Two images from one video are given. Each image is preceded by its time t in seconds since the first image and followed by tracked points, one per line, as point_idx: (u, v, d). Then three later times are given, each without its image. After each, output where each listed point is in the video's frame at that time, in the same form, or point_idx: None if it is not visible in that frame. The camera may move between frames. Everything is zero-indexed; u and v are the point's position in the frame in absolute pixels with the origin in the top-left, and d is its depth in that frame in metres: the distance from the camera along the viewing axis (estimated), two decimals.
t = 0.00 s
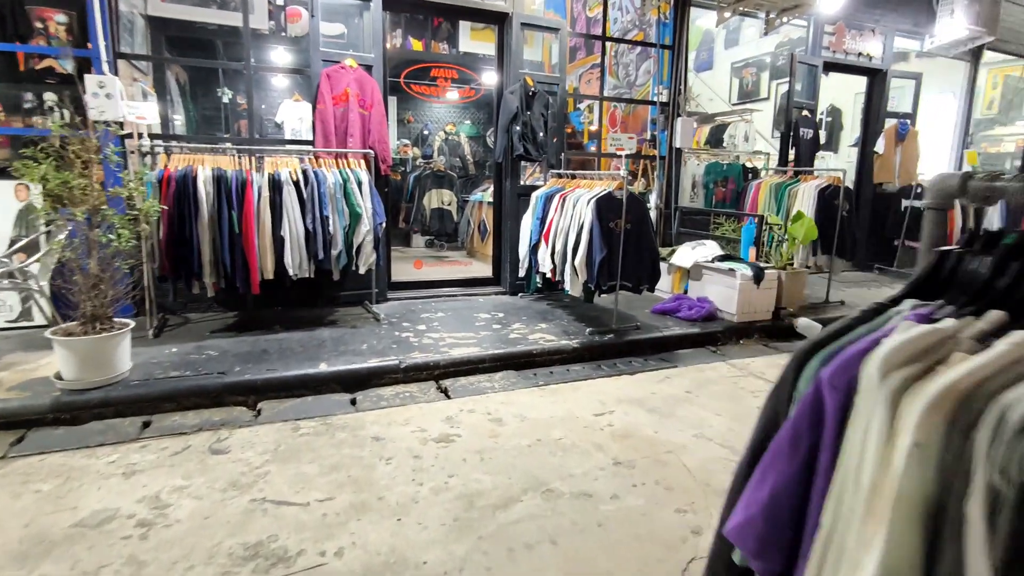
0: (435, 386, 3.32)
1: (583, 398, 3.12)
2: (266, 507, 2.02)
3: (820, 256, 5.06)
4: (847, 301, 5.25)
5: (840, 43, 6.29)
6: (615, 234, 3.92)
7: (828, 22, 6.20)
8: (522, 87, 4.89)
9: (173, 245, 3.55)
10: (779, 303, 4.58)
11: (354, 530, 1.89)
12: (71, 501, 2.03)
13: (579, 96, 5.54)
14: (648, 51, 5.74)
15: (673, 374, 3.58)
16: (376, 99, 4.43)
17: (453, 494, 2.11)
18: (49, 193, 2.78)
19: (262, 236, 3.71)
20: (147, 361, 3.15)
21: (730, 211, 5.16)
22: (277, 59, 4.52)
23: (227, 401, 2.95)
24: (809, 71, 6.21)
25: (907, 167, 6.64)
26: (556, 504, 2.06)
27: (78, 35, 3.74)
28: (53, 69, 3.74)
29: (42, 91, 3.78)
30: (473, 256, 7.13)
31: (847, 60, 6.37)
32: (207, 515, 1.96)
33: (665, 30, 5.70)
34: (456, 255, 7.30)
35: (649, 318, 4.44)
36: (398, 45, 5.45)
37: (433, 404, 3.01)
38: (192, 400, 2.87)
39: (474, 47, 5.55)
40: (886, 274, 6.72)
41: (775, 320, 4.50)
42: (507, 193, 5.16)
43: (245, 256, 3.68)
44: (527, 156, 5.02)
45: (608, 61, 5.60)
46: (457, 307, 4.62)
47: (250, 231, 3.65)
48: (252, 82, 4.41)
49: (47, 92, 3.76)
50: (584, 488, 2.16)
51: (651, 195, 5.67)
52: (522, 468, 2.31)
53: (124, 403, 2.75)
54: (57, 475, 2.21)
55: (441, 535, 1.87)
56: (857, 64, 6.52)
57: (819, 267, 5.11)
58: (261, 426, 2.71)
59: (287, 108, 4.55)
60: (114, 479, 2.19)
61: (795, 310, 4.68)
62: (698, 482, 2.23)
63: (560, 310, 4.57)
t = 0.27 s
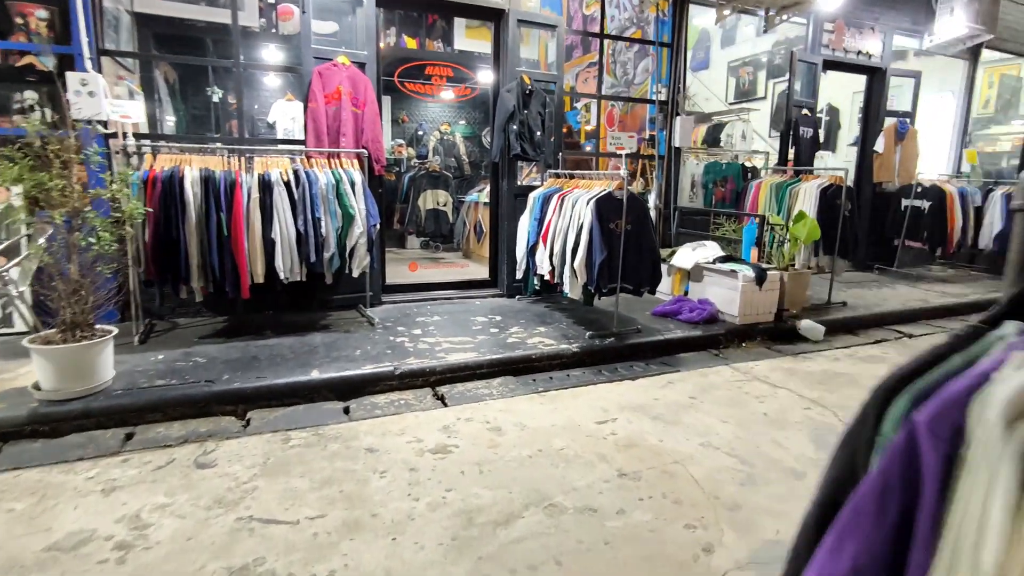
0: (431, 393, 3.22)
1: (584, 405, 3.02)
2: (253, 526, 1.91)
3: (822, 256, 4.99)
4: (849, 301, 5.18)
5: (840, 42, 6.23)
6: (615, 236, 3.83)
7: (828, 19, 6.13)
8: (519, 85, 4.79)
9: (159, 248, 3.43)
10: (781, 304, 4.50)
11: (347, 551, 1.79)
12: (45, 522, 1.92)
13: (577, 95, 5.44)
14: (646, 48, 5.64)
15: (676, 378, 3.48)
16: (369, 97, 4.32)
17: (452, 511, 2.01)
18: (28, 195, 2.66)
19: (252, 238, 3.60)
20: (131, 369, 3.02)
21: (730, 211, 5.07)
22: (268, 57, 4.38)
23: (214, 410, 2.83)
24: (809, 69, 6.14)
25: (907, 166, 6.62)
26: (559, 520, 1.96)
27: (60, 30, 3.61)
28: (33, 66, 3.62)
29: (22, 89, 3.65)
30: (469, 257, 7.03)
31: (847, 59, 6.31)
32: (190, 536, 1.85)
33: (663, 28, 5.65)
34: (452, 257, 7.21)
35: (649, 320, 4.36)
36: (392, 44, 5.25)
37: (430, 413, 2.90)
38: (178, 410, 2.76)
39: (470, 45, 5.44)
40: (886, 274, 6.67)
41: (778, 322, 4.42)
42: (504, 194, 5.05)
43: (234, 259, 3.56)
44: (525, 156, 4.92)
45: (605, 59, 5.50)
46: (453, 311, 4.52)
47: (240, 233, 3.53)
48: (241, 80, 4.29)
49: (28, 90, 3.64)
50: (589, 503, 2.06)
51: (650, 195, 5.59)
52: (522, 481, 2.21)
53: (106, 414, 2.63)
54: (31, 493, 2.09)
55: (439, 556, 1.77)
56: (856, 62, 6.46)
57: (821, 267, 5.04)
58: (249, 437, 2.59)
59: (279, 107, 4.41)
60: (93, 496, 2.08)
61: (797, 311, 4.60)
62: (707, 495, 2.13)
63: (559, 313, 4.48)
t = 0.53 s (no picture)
0: (421, 404, 3.08)
1: (581, 415, 2.90)
2: (227, 556, 1.76)
3: (818, 257, 4.91)
4: (845, 303, 5.11)
5: (832, 40, 6.16)
6: (610, 239, 3.72)
7: (820, 18, 6.07)
8: (509, 84, 4.65)
9: (133, 254, 3.27)
10: (778, 307, 4.41)
11: None
12: None
13: (567, 94, 5.32)
14: (638, 47, 5.54)
15: (674, 386, 3.37)
16: (355, 96, 4.17)
17: (442, 536, 1.87)
18: None
19: (232, 244, 3.44)
20: (101, 383, 2.86)
21: (725, 212, 4.97)
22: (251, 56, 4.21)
23: (190, 426, 2.67)
24: (801, 68, 6.09)
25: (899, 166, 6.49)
26: (558, 545, 1.83)
27: (27, 27, 3.49)
28: None
29: None
30: (459, 260, 6.88)
31: (839, 58, 6.26)
32: (157, 570, 1.70)
33: (654, 26, 5.56)
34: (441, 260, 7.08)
35: (644, 325, 4.24)
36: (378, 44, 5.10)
37: (419, 426, 2.76)
38: (150, 427, 2.60)
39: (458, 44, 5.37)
40: (879, 275, 6.62)
41: (775, 325, 4.33)
42: (494, 195, 4.91)
43: (213, 265, 3.40)
44: (515, 156, 4.78)
45: (596, 58, 5.39)
46: (443, 317, 4.38)
47: (218, 239, 3.37)
48: (220, 79, 4.12)
49: None
50: (589, 524, 1.94)
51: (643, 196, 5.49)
52: (518, 501, 2.08)
53: (72, 432, 2.46)
54: None
55: None
56: (849, 62, 6.41)
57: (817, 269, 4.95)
58: (226, 456, 2.44)
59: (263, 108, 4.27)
60: (53, 525, 1.92)
61: (794, 314, 4.52)
62: (713, 512, 2.02)
63: (552, 319, 4.35)
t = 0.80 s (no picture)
0: (406, 415, 2.94)
1: (573, 425, 2.78)
2: None
3: (810, 258, 4.85)
4: (837, 304, 5.06)
5: (821, 40, 6.13)
6: (601, 241, 3.61)
7: (809, 17, 6.03)
8: (496, 82, 4.53)
9: (101, 259, 3.09)
10: (772, 309, 4.34)
11: None
12: None
13: (555, 93, 5.21)
14: (626, 46, 5.46)
15: (668, 392, 3.27)
16: (336, 95, 4.03)
17: (428, 562, 1.74)
18: None
19: (206, 248, 3.28)
20: (64, 397, 2.69)
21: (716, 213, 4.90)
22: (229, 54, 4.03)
23: (160, 443, 2.52)
24: (790, 68, 6.05)
25: (887, 166, 6.49)
26: (552, 570, 1.71)
27: None
28: None
29: None
30: (446, 263, 6.75)
31: (827, 57, 6.22)
32: None
33: (643, 24, 5.48)
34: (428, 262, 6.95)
35: (636, 329, 4.15)
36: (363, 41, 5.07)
37: (404, 439, 2.63)
38: (116, 444, 2.44)
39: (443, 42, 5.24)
40: (869, 275, 6.60)
41: (769, 328, 4.25)
42: (481, 196, 4.78)
43: (186, 270, 3.24)
44: (503, 156, 4.65)
45: (584, 57, 5.29)
46: (429, 322, 4.25)
47: (192, 243, 3.20)
48: (196, 77, 3.96)
49: None
50: (584, 546, 1.82)
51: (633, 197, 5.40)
52: (508, 521, 1.96)
53: (30, 451, 2.30)
54: None
55: None
56: (837, 61, 6.39)
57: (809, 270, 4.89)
58: (197, 475, 2.29)
59: (243, 107, 4.18)
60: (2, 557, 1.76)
61: (787, 316, 4.44)
62: (714, 530, 1.91)
63: (541, 323, 4.24)
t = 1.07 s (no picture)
0: (384, 428, 2.80)
1: (559, 437, 2.67)
2: None
3: (797, 260, 4.81)
4: (823, 306, 5.03)
5: (804, 40, 6.12)
6: (586, 244, 3.51)
7: (792, 17, 6.01)
8: (478, 81, 4.40)
9: (57, 265, 2.91)
10: (759, 312, 4.28)
11: None
12: None
13: (537, 93, 5.11)
14: (610, 44, 5.38)
15: (657, 400, 3.17)
16: (310, 93, 3.87)
17: None
18: None
19: (172, 253, 3.11)
20: (14, 415, 2.50)
21: (701, 214, 4.83)
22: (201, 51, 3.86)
23: (119, 463, 2.35)
24: (774, 68, 6.02)
25: (869, 166, 6.53)
26: None
27: None
28: None
29: None
30: (427, 266, 6.61)
31: (810, 57, 6.21)
32: None
33: (627, 22, 5.40)
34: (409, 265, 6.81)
35: (622, 333, 4.05)
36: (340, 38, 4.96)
37: (382, 455, 2.49)
38: (70, 466, 2.26)
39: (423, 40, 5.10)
40: (852, 275, 6.60)
41: (756, 331, 4.19)
42: (463, 198, 4.65)
43: (150, 277, 3.07)
44: (485, 157, 4.53)
45: (567, 56, 5.19)
46: (410, 329, 4.11)
47: (156, 248, 3.03)
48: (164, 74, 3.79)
49: None
50: (574, 571, 1.71)
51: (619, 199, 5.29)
52: (493, 545, 1.84)
53: None
54: None
55: None
56: (820, 62, 6.38)
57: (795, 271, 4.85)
58: (157, 499, 2.12)
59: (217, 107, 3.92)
60: None
61: (774, 319, 4.39)
62: (710, 551, 1.81)
63: (525, 328, 4.12)
